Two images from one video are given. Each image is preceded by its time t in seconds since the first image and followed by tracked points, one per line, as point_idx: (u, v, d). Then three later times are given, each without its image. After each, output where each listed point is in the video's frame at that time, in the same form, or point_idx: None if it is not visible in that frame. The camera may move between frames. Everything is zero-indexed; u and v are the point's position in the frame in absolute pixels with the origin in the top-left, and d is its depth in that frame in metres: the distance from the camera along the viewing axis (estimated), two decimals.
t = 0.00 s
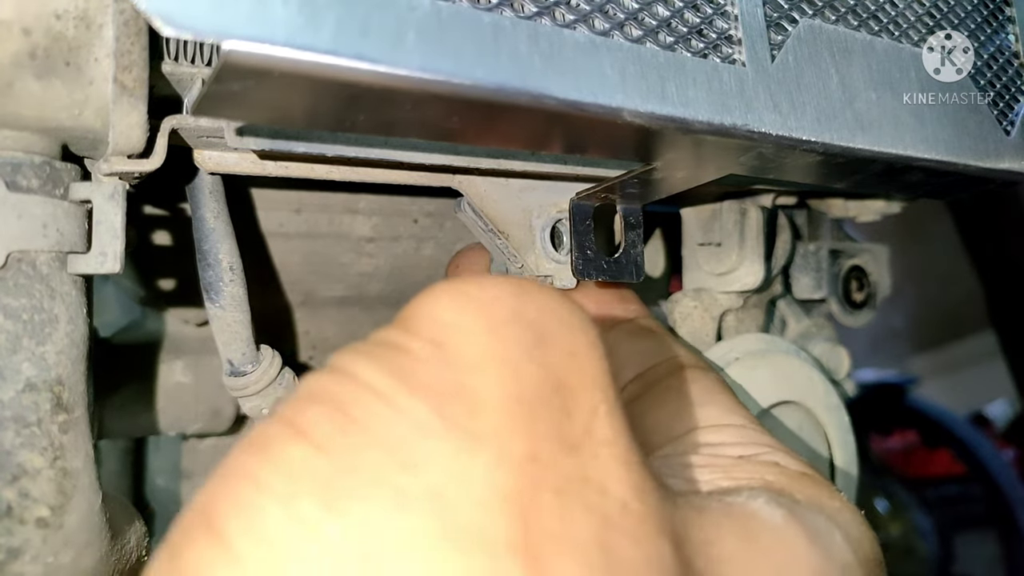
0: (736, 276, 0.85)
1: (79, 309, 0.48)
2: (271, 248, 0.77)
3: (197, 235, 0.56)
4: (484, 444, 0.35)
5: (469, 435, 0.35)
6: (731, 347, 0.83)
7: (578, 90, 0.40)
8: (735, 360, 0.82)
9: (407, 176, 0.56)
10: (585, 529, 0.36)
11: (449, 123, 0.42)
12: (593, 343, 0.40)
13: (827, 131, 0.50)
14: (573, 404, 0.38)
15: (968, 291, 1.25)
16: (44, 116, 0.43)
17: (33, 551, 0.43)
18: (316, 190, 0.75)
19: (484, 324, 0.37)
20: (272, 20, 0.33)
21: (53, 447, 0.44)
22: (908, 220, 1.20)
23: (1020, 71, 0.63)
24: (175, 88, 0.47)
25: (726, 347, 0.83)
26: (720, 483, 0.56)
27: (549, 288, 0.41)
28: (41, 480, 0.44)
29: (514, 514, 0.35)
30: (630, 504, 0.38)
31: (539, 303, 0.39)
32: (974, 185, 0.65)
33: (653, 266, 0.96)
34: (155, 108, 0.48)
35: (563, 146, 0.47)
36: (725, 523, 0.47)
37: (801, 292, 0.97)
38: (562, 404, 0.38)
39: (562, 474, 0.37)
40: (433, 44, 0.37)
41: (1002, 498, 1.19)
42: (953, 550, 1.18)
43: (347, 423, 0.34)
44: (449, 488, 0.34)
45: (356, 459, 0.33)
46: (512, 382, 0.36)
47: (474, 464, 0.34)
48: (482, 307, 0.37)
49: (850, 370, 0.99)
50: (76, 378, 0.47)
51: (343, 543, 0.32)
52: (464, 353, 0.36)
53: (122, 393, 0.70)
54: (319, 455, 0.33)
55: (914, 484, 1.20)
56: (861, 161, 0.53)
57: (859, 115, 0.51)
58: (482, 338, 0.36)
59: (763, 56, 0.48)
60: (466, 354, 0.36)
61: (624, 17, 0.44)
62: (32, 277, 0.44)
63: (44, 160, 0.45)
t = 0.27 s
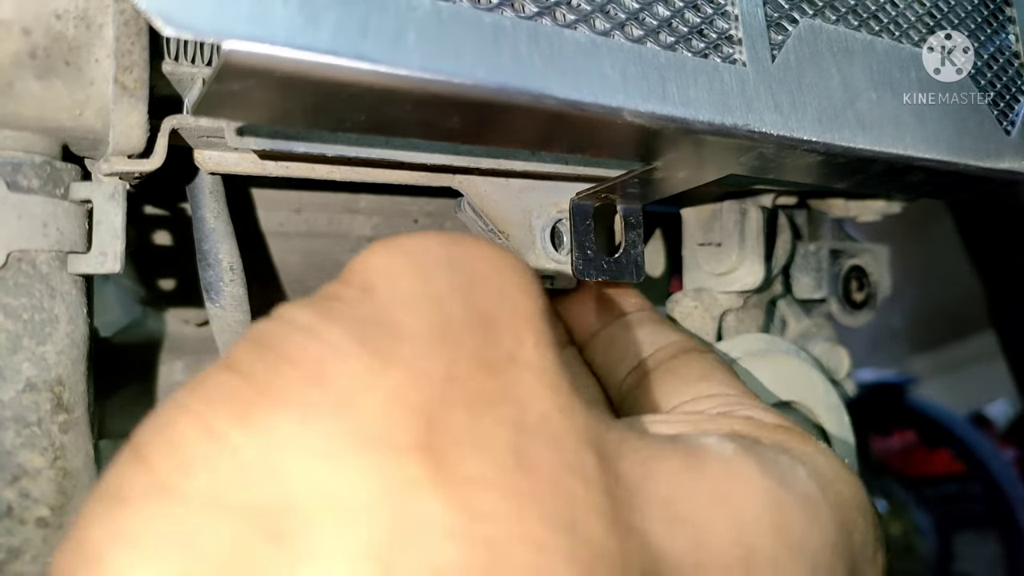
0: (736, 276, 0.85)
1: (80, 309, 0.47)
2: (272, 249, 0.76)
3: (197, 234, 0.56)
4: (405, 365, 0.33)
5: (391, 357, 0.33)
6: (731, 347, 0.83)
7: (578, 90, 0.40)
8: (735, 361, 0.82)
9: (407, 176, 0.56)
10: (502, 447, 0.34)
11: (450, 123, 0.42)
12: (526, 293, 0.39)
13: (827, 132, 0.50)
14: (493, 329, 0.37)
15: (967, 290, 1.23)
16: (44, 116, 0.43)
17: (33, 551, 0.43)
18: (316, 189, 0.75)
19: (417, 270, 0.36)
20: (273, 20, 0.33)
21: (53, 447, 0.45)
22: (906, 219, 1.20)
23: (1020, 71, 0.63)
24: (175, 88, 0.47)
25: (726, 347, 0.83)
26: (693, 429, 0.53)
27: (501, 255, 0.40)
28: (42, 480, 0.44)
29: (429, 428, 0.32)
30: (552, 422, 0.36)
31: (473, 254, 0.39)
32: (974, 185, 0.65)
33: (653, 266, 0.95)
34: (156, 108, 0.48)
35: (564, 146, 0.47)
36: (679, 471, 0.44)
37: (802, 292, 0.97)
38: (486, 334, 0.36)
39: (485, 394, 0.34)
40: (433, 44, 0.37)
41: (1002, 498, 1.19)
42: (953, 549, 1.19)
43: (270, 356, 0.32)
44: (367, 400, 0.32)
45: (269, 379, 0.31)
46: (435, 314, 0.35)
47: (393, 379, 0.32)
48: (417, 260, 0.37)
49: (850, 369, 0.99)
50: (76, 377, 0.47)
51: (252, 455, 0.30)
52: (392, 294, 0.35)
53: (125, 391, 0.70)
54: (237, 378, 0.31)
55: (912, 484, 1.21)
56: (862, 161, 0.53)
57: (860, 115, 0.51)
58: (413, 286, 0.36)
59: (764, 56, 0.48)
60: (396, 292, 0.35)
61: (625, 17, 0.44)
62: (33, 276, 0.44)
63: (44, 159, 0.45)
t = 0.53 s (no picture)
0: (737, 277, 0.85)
1: (78, 309, 0.47)
2: (269, 247, 0.77)
3: (196, 234, 0.56)
4: (371, 320, 0.35)
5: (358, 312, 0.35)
6: (734, 347, 0.82)
7: (579, 89, 0.40)
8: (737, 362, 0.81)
9: (407, 176, 0.56)
10: (455, 397, 0.36)
11: (449, 122, 0.41)
12: (499, 264, 0.41)
13: (829, 131, 0.49)
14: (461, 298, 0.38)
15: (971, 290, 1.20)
16: (42, 115, 0.42)
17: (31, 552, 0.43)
18: (315, 189, 0.75)
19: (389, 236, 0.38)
20: (272, 18, 0.33)
21: (50, 448, 0.44)
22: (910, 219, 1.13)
23: (1022, 70, 0.63)
24: (174, 87, 0.46)
25: (727, 348, 0.82)
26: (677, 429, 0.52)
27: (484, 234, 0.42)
28: (39, 480, 0.44)
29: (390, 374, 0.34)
30: (506, 384, 0.38)
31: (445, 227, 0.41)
32: (976, 186, 0.65)
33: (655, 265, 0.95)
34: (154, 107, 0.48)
35: (563, 146, 0.47)
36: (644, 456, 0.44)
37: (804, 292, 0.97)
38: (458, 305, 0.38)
39: (445, 350, 0.36)
40: (433, 43, 0.36)
41: (1005, 498, 1.18)
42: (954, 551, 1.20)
43: (249, 310, 0.34)
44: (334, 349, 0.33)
45: (247, 325, 0.33)
46: (405, 277, 0.37)
47: (360, 329, 0.34)
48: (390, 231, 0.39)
49: (853, 371, 1.00)
50: (75, 378, 0.47)
51: (222, 388, 0.31)
52: (373, 266, 0.37)
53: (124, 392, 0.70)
54: (228, 329, 0.33)
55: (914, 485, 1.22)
56: (864, 161, 0.53)
57: (862, 114, 0.51)
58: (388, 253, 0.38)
59: (766, 55, 0.48)
60: (370, 258, 0.37)
61: (626, 16, 0.44)
62: (30, 276, 0.44)
63: (42, 158, 0.45)
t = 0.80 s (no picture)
0: (737, 277, 0.85)
1: (79, 309, 0.47)
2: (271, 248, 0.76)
3: (197, 234, 0.56)
4: (372, 308, 0.37)
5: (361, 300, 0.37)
6: (734, 347, 0.83)
7: (579, 88, 0.40)
8: (737, 361, 0.82)
9: (407, 176, 0.56)
10: (450, 386, 0.38)
11: (449, 121, 0.41)
12: (502, 259, 0.43)
13: (829, 131, 0.49)
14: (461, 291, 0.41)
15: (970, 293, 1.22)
16: (43, 114, 0.43)
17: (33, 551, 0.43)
18: (315, 189, 0.75)
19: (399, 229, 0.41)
20: (272, 18, 0.33)
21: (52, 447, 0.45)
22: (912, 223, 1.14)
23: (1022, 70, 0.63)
24: (175, 87, 0.46)
25: (728, 347, 0.82)
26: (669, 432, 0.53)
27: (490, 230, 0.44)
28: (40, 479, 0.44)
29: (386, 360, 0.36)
30: (502, 377, 0.40)
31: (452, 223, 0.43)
32: (976, 185, 0.65)
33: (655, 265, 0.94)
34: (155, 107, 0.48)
35: (564, 146, 0.47)
36: (635, 457, 0.45)
37: (805, 292, 0.97)
38: (457, 293, 0.40)
39: (444, 342, 0.38)
40: (434, 42, 0.36)
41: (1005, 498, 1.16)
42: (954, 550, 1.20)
43: (256, 292, 0.36)
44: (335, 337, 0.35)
45: (249, 302, 0.36)
46: (407, 267, 0.40)
47: (360, 316, 0.36)
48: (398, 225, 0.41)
49: (853, 371, 1.00)
50: (76, 377, 0.47)
51: (221, 366, 0.33)
52: (379, 252, 0.40)
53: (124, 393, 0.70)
54: (233, 305, 0.35)
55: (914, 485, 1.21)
56: (865, 160, 0.53)
57: (862, 114, 0.51)
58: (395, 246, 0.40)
59: (766, 55, 0.48)
60: (376, 250, 0.40)
61: (626, 16, 0.44)
62: (31, 276, 0.44)
63: (43, 158, 0.45)
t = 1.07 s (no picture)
0: (737, 277, 0.85)
1: (78, 309, 0.47)
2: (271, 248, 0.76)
3: (197, 234, 0.56)
4: (329, 261, 0.39)
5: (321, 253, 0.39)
6: (735, 347, 0.83)
7: (579, 88, 0.40)
8: (738, 361, 0.82)
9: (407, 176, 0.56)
10: (393, 345, 0.38)
11: (449, 121, 0.41)
12: (485, 232, 0.44)
13: (829, 131, 0.49)
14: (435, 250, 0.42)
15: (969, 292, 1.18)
16: (43, 114, 0.42)
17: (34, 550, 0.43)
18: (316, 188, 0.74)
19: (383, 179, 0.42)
20: (271, 17, 0.33)
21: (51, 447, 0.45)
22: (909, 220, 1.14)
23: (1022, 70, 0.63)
24: (175, 87, 0.46)
25: (729, 347, 0.82)
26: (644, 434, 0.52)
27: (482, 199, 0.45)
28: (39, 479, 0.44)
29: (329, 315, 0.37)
30: (451, 343, 0.41)
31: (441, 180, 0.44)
32: (975, 185, 0.65)
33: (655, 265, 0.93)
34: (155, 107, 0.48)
35: (564, 146, 0.47)
36: (574, 443, 0.44)
37: (804, 293, 0.97)
38: (424, 254, 0.41)
39: (399, 299, 0.39)
40: (434, 42, 0.36)
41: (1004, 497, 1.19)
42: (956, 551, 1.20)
43: (223, 241, 0.39)
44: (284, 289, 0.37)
45: (211, 253, 0.38)
46: (378, 224, 0.41)
47: (317, 271, 0.38)
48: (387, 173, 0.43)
49: (852, 371, 0.99)
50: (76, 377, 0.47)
51: (171, 311, 0.36)
52: (350, 206, 0.41)
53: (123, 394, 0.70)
54: (193, 255, 0.38)
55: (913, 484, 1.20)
56: (865, 160, 0.53)
57: (862, 114, 0.51)
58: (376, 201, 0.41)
59: (767, 55, 0.48)
60: (354, 196, 0.41)
61: (626, 15, 0.44)
62: (30, 276, 0.44)
63: (43, 158, 0.45)
